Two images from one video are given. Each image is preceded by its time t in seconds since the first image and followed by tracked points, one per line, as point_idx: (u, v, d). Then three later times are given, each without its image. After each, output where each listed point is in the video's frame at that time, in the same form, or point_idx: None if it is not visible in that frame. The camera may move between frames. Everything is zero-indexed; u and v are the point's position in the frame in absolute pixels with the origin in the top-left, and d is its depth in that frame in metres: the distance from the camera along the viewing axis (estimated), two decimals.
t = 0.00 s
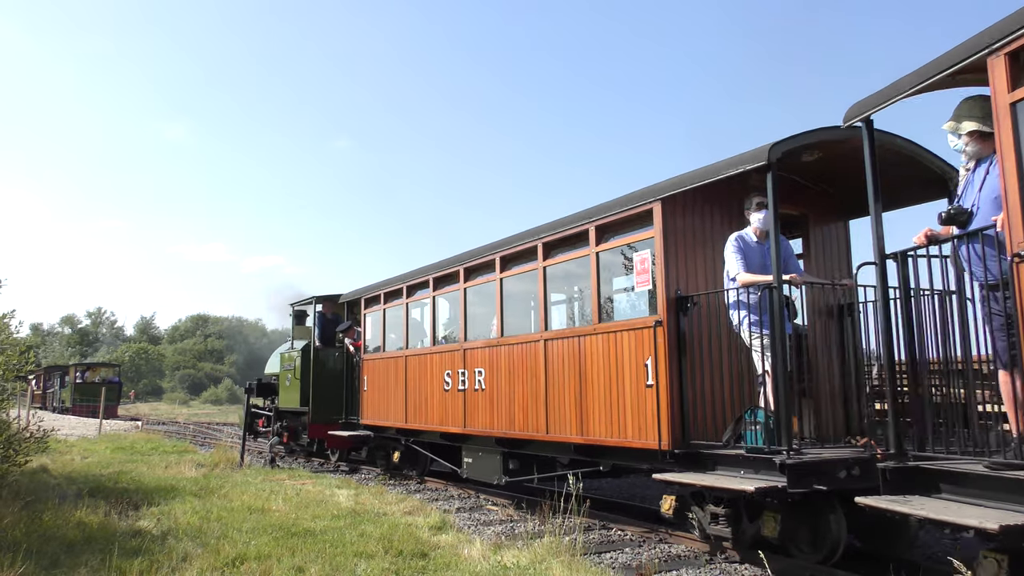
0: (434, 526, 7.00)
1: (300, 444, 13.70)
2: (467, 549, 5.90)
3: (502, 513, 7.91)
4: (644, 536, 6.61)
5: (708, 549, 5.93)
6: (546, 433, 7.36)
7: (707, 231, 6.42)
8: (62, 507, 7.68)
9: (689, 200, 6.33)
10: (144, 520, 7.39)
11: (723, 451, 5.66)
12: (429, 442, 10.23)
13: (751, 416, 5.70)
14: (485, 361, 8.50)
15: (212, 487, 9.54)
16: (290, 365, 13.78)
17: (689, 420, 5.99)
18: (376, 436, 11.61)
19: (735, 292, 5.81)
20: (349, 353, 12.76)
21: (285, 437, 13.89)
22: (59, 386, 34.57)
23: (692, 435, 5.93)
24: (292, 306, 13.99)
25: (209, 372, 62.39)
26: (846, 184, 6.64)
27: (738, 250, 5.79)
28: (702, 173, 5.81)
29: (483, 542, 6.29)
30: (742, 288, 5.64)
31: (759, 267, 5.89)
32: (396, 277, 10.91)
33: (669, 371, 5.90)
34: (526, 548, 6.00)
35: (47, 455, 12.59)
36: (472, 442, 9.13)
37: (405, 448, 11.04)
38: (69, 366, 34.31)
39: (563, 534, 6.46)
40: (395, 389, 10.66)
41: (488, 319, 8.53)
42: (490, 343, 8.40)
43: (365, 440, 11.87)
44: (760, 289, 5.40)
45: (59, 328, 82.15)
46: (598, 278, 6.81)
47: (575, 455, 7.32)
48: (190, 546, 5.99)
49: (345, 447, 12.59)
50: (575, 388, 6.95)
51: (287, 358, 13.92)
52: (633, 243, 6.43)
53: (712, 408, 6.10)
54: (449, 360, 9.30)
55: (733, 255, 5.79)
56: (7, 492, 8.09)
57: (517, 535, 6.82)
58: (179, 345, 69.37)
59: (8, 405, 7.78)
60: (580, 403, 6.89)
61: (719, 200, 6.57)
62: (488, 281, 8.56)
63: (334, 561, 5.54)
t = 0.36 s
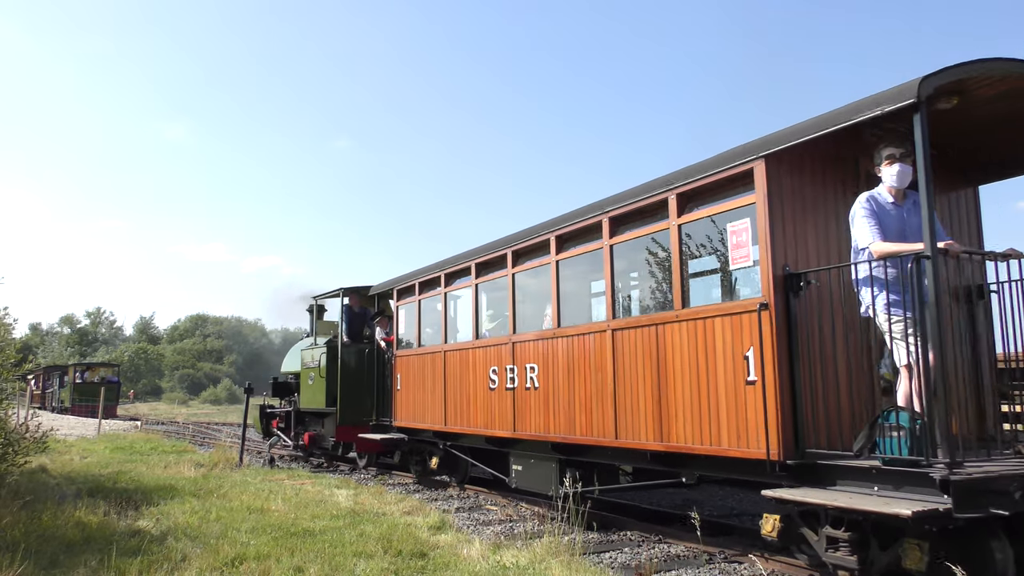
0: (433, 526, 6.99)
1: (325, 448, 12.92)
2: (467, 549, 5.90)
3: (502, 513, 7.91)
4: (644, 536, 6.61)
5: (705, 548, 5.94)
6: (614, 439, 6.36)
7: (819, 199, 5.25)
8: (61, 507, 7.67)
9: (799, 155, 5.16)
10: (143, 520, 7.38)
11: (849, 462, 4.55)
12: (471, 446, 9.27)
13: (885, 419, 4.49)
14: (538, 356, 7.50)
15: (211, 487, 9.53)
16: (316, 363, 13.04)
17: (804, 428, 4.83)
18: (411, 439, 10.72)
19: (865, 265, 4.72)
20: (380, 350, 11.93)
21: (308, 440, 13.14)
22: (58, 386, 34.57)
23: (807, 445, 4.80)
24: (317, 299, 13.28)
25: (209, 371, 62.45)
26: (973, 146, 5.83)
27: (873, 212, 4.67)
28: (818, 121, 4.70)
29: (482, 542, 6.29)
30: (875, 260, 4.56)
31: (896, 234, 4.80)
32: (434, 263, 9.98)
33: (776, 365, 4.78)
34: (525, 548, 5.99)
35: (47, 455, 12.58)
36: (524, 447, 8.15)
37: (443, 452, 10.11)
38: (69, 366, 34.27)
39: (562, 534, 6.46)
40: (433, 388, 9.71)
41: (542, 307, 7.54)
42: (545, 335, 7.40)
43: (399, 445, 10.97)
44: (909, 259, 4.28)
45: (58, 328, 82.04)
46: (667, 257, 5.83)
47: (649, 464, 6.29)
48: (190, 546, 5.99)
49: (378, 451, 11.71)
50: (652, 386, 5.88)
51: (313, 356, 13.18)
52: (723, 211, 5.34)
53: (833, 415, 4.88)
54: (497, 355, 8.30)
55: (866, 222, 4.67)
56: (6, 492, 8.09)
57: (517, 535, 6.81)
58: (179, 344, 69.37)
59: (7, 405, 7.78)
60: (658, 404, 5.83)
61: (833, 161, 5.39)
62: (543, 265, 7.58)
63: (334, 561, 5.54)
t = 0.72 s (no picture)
0: (433, 526, 6.99)
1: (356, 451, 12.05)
2: (467, 549, 5.89)
3: (502, 513, 7.90)
4: (643, 536, 6.60)
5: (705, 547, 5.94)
6: (699, 447, 5.32)
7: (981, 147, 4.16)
8: (62, 507, 7.67)
9: (954, 87, 4.02)
10: (143, 520, 7.38)
11: None
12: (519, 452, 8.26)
13: None
14: (606, 349, 6.43)
15: (212, 488, 9.53)
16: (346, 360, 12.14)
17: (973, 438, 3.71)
18: (452, 443, 9.73)
19: None
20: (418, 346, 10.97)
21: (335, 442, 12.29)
22: (59, 386, 34.59)
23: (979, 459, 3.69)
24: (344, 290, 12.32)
25: (210, 371, 62.52)
26: None
27: None
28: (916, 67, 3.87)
29: (482, 542, 6.28)
30: None
31: None
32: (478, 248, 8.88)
33: (941, 356, 3.62)
34: (525, 548, 5.99)
35: (48, 455, 12.58)
36: (583, 455, 7.09)
37: (489, 459, 9.05)
38: (69, 366, 34.27)
39: (562, 534, 6.45)
40: (476, 386, 8.67)
41: (606, 292, 6.46)
42: (614, 323, 6.33)
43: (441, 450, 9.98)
44: None
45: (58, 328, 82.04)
46: (700, 245, 5.38)
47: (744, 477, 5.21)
48: (191, 546, 5.99)
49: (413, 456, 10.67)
50: (758, 384, 4.80)
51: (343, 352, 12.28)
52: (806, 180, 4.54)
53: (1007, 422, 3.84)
54: (554, 347, 7.21)
55: None
56: (7, 492, 8.08)
57: (517, 535, 6.81)
58: (179, 345, 69.38)
59: (7, 405, 7.78)
60: (766, 405, 4.74)
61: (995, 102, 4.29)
62: (611, 242, 6.43)
63: (335, 561, 5.54)
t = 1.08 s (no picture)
0: (433, 526, 7.00)
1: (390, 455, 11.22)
2: (467, 549, 5.90)
3: (502, 513, 7.91)
4: (644, 536, 6.61)
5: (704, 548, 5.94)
6: (823, 456, 4.27)
7: None
8: (62, 507, 7.67)
9: None
10: (144, 520, 7.39)
11: None
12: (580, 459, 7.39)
13: None
14: (695, 339, 5.43)
15: (211, 488, 9.54)
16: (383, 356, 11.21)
17: None
18: (500, 448, 8.83)
19: None
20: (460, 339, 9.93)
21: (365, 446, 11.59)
22: (59, 386, 34.61)
23: None
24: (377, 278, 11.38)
25: (210, 372, 62.59)
26: None
27: None
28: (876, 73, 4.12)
29: (482, 542, 6.29)
30: None
31: None
32: (533, 228, 7.96)
33: None
34: (526, 548, 6.00)
35: (47, 455, 12.59)
36: (661, 464, 6.09)
37: (545, 465, 8.13)
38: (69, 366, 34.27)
39: (562, 534, 6.46)
40: (532, 387, 7.72)
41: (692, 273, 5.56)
42: (704, 308, 5.35)
43: (489, 456, 9.09)
44: None
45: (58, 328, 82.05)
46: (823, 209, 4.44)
47: (893, 497, 4.17)
48: (191, 546, 6.00)
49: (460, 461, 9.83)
50: (915, 376, 3.75)
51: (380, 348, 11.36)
52: (780, 183, 4.79)
53: None
54: (628, 339, 6.20)
55: None
56: (7, 492, 8.09)
57: (517, 535, 6.82)
58: (179, 345, 69.41)
59: (7, 405, 7.79)
60: (925, 405, 3.70)
61: None
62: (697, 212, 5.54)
63: (335, 561, 5.55)
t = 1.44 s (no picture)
0: (433, 526, 7.00)
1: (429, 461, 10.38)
2: (467, 549, 5.90)
3: (502, 513, 7.90)
4: (644, 536, 6.60)
5: (704, 548, 5.94)
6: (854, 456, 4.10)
7: None
8: (61, 507, 7.66)
9: None
10: (144, 520, 7.39)
11: None
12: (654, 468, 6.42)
13: None
14: (820, 325, 4.36)
15: (211, 487, 9.53)
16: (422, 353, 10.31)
17: None
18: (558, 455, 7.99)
19: None
20: (510, 331, 9.11)
21: (400, 453, 10.76)
22: (58, 386, 34.58)
23: None
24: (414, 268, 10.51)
25: (210, 372, 62.62)
26: None
27: None
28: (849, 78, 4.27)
29: (482, 542, 6.29)
30: None
31: None
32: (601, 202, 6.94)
33: None
34: (525, 548, 5.99)
35: (47, 455, 12.57)
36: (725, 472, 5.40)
37: (612, 476, 7.17)
38: (69, 366, 34.22)
39: (562, 534, 6.46)
40: (602, 386, 6.71)
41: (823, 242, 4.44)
42: (834, 285, 4.27)
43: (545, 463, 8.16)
44: None
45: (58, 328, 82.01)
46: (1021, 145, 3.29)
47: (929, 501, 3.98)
48: (191, 546, 6.00)
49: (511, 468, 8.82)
50: (880, 376, 3.95)
51: (419, 343, 10.45)
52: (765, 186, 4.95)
53: None
54: (727, 329, 5.16)
55: None
56: (7, 492, 8.09)
57: (517, 535, 6.81)
58: (179, 345, 69.37)
59: (7, 405, 7.79)
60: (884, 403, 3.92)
61: None
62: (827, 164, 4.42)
63: (335, 561, 5.54)
